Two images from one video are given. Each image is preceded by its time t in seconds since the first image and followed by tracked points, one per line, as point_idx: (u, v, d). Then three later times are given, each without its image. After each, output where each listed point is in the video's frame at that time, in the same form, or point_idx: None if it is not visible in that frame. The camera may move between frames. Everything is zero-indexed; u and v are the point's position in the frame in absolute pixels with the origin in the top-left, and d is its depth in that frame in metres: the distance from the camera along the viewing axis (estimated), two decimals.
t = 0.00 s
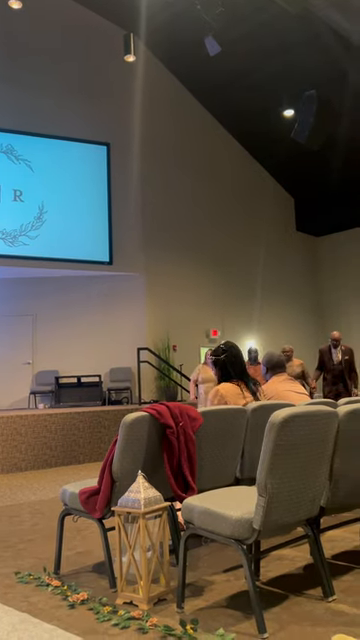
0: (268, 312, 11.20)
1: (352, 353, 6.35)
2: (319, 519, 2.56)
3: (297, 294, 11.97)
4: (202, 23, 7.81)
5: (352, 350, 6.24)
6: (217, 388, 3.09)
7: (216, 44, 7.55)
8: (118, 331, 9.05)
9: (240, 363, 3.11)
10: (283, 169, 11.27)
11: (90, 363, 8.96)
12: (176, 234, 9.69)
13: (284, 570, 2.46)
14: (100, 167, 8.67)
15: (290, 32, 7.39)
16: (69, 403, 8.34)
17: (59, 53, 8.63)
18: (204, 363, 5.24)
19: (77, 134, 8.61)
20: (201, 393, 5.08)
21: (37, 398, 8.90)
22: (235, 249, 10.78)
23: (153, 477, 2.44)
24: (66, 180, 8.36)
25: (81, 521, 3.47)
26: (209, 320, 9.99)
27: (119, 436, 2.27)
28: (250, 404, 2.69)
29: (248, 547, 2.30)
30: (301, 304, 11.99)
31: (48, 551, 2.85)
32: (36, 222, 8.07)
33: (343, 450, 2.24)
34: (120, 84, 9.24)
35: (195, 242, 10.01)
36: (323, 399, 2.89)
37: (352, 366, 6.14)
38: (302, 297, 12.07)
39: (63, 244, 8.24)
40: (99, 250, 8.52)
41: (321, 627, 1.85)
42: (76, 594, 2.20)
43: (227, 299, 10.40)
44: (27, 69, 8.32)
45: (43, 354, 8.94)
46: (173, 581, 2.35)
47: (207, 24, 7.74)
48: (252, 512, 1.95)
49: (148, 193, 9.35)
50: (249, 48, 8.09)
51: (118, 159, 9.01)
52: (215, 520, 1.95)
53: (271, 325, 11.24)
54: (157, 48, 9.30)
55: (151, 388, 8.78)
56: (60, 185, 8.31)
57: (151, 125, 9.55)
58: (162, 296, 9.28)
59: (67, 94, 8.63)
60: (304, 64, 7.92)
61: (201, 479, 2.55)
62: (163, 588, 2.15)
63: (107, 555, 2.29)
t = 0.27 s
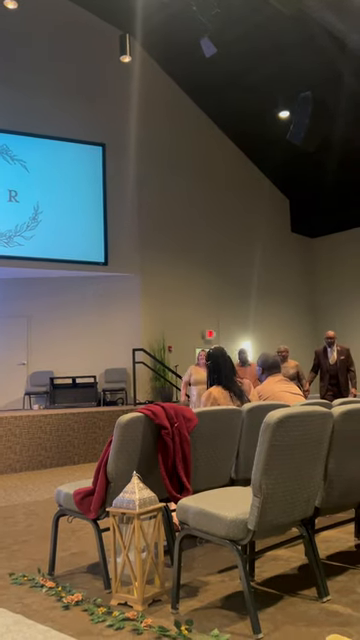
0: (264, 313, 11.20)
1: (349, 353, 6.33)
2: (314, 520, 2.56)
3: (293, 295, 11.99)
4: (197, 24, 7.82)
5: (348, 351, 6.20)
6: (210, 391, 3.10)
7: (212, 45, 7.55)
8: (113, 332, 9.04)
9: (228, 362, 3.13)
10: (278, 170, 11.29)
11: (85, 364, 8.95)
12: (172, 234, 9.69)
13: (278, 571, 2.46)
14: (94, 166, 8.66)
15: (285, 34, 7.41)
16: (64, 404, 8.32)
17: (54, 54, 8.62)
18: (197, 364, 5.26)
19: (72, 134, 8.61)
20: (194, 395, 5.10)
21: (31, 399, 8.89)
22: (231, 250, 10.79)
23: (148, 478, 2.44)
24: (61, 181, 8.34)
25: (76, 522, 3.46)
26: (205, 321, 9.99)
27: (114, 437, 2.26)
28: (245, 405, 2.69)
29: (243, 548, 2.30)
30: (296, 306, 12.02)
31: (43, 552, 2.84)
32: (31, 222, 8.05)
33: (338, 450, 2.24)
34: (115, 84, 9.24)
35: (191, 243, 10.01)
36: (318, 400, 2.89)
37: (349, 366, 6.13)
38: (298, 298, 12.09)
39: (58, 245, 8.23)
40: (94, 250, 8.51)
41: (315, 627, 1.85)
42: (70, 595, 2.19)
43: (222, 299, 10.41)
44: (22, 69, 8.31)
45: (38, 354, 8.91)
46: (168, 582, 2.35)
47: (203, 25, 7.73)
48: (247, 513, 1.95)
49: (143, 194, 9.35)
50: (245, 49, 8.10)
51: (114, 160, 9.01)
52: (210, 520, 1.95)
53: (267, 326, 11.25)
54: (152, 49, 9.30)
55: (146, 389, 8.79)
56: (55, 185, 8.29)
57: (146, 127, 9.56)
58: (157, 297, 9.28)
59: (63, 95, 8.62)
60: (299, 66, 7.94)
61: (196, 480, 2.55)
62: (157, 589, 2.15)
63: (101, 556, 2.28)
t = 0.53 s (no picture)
0: (258, 314, 11.22)
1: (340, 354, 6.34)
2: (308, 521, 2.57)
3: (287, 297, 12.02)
4: (192, 26, 7.83)
5: (339, 352, 6.26)
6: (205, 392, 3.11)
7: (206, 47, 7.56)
8: (107, 333, 9.04)
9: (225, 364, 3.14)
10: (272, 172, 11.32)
11: (79, 365, 8.93)
12: (166, 235, 9.70)
13: (272, 572, 2.46)
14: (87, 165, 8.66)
15: (279, 36, 7.43)
16: (57, 405, 8.31)
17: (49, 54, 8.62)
18: (185, 365, 5.25)
19: (67, 135, 8.60)
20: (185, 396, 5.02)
21: (25, 400, 8.87)
22: (225, 251, 10.80)
23: (142, 479, 2.43)
24: (56, 181, 8.33)
25: (70, 523, 3.45)
26: (199, 322, 10.00)
27: (109, 438, 2.26)
28: (240, 406, 2.70)
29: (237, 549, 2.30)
30: (290, 307, 12.05)
31: (37, 553, 2.83)
32: (25, 223, 8.04)
33: (331, 451, 2.25)
34: (110, 85, 9.24)
35: (185, 245, 10.02)
36: (312, 401, 2.90)
37: (340, 366, 6.14)
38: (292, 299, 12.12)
39: (52, 245, 8.22)
40: (89, 252, 8.52)
41: (308, 628, 1.86)
42: (64, 597, 2.19)
43: (216, 301, 10.42)
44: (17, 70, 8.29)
45: (32, 355, 8.89)
46: (162, 584, 2.35)
47: (198, 27, 7.73)
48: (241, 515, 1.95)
49: (138, 195, 9.35)
50: (239, 51, 8.12)
51: (108, 161, 9.01)
52: (204, 522, 1.96)
53: (261, 327, 11.26)
54: (147, 50, 9.31)
55: (140, 390, 8.80)
56: (49, 186, 8.28)
57: (141, 128, 9.56)
58: (151, 298, 9.28)
59: (57, 96, 8.62)
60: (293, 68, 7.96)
61: (190, 482, 2.55)
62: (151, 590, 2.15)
63: (95, 558, 2.28)
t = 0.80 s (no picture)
0: (231, 316, 11.29)
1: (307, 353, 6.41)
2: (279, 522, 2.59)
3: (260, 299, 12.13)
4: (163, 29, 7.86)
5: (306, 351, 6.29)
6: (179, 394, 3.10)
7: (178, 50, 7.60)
8: (80, 335, 9.00)
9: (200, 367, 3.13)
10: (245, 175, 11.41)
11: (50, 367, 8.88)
12: (139, 237, 9.70)
13: (244, 574, 2.48)
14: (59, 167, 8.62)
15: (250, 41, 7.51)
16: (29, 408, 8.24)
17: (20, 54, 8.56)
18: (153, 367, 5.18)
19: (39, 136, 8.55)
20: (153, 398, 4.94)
21: None
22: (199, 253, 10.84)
23: (114, 483, 2.42)
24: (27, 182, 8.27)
25: (41, 529, 3.42)
26: (172, 324, 10.02)
27: (81, 442, 2.25)
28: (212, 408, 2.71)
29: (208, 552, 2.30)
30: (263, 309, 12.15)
31: (7, 560, 2.80)
32: None
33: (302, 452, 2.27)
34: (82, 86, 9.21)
35: (158, 247, 10.04)
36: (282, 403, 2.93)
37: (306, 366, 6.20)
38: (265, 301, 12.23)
39: (23, 247, 8.15)
40: (61, 253, 8.49)
41: (278, 628, 1.88)
42: (34, 603, 2.16)
43: (190, 302, 10.45)
44: None
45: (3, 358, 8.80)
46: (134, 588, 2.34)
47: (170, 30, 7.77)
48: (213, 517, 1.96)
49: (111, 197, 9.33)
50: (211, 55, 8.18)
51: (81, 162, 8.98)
52: (176, 525, 1.96)
53: (234, 329, 11.33)
54: (119, 51, 9.31)
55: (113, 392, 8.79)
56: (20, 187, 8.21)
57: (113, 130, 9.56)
58: (124, 300, 9.28)
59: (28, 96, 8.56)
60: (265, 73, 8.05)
61: (163, 484, 2.55)
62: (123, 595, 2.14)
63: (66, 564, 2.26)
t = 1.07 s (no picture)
0: (213, 321, 11.30)
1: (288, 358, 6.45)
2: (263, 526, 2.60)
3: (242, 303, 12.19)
4: (146, 34, 7.87)
5: (287, 355, 6.34)
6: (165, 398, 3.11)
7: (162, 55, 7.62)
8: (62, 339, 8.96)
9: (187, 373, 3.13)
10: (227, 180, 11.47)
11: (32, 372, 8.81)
12: (121, 241, 9.68)
13: (228, 578, 2.48)
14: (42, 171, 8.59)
15: (233, 48, 7.57)
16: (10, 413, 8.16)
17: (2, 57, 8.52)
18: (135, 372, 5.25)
19: (21, 139, 8.51)
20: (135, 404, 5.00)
21: None
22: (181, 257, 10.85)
23: (98, 489, 2.41)
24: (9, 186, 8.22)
25: (24, 535, 3.38)
26: (155, 329, 10.01)
27: (64, 448, 2.23)
28: (196, 412, 2.71)
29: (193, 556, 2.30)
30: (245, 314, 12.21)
31: None
32: None
33: (286, 457, 2.29)
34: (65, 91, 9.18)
35: (141, 251, 10.02)
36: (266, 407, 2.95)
37: (287, 371, 6.24)
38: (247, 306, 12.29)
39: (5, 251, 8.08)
40: (42, 258, 8.45)
41: (263, 633, 1.89)
42: (18, 611, 2.15)
43: (173, 307, 10.45)
44: None
45: None
46: (118, 593, 2.33)
47: (153, 36, 7.79)
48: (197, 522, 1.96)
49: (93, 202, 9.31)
50: (194, 61, 8.22)
51: (63, 166, 8.94)
52: (161, 530, 1.95)
53: (217, 334, 11.34)
54: (102, 56, 9.31)
55: (95, 398, 8.74)
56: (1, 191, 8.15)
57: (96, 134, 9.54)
58: (106, 304, 9.24)
59: (10, 100, 8.52)
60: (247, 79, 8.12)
61: (147, 489, 2.54)
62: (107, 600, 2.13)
63: (50, 570, 2.24)
